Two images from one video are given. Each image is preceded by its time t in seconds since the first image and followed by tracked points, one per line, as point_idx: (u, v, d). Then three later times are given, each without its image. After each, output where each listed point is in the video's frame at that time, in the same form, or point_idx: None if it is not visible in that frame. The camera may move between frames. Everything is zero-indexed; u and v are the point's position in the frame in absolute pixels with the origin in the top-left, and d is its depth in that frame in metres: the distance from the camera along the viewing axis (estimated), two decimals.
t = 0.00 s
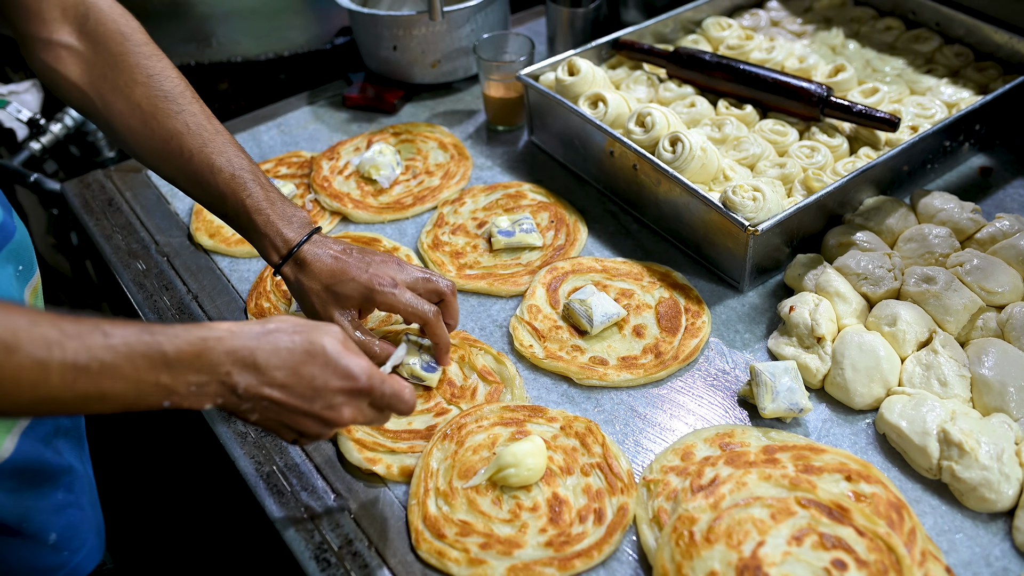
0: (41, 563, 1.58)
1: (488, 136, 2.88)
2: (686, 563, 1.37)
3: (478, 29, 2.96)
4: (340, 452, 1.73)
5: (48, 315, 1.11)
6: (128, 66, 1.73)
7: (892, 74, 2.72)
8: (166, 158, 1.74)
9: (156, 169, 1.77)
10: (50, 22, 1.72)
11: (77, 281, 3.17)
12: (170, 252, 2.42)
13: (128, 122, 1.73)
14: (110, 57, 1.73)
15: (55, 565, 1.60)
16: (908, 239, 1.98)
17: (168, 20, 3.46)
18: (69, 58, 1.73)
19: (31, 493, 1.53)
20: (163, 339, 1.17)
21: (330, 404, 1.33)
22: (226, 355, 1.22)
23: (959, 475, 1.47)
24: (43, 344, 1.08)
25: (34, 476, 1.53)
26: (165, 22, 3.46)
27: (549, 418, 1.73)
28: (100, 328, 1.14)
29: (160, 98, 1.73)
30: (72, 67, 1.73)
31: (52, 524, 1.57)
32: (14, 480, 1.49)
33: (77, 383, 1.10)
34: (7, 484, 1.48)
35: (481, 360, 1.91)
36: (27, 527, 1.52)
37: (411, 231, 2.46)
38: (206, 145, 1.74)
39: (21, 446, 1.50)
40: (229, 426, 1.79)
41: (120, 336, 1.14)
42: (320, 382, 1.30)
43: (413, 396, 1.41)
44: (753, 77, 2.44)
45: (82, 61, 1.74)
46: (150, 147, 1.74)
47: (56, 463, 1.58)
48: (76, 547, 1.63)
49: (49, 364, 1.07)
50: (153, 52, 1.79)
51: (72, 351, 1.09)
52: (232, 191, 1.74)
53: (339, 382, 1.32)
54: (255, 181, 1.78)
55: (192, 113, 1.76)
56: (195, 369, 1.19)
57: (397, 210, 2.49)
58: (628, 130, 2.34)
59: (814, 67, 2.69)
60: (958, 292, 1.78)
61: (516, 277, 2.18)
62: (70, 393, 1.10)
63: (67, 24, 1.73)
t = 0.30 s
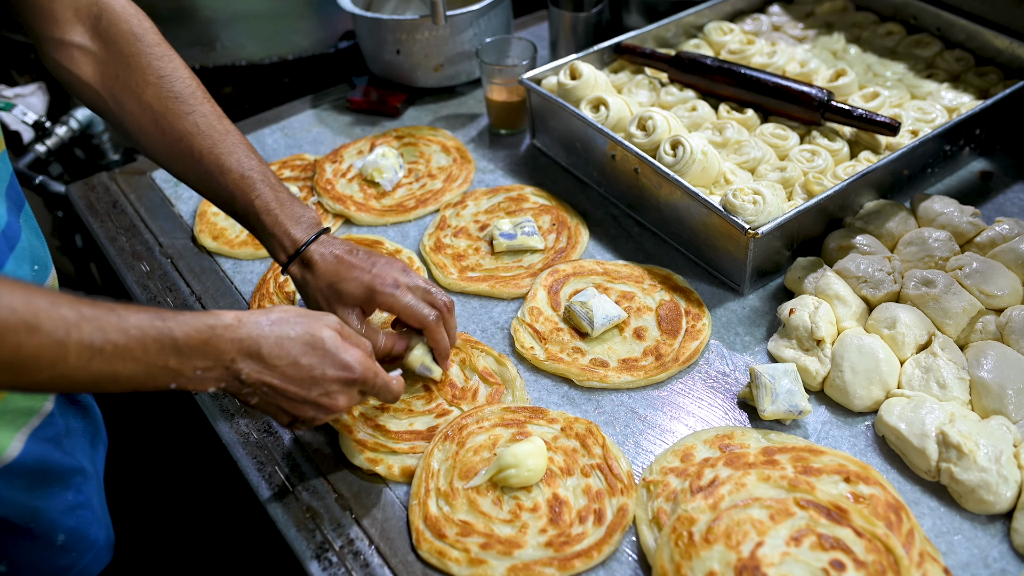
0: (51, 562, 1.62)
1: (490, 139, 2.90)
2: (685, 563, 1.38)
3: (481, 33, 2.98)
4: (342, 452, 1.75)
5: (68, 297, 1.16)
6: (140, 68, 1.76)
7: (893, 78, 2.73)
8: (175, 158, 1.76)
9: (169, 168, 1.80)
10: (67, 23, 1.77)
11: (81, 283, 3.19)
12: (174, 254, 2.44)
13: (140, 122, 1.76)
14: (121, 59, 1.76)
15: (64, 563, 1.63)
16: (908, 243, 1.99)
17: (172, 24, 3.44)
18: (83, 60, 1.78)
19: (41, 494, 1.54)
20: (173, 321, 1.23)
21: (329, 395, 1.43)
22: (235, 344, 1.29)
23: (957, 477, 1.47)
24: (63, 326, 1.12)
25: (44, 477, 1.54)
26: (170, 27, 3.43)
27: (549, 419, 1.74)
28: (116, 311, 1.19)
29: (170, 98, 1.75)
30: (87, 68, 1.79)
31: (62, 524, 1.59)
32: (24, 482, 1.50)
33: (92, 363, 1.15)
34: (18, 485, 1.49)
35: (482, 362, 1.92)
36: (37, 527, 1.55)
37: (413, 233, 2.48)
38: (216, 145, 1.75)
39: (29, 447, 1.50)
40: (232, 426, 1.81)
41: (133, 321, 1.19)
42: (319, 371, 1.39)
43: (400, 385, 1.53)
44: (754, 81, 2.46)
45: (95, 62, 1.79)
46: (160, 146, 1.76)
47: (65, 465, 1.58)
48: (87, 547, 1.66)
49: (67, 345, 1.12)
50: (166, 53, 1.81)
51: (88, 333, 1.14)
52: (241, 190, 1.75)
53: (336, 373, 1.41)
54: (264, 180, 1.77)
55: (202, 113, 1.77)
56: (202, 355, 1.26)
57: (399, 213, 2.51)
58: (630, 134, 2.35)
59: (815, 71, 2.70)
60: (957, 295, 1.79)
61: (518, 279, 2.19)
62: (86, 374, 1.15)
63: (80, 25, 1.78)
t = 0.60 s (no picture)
0: None
1: (493, 142, 2.91)
2: (685, 563, 1.39)
3: (483, 37, 3.00)
4: (343, 452, 1.75)
5: (83, 364, 1.06)
6: (117, 42, 1.72)
7: (894, 82, 2.74)
8: (157, 124, 1.72)
9: (149, 140, 1.75)
10: (46, 8, 1.65)
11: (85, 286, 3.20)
12: (177, 255, 2.45)
13: (118, 94, 1.71)
14: (99, 37, 1.70)
15: None
16: (909, 246, 2.00)
17: (177, 27, 3.55)
18: (62, 44, 1.67)
19: (119, 512, 1.59)
20: (191, 373, 1.12)
21: (355, 397, 1.34)
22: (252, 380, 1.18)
23: (957, 479, 1.48)
24: (78, 401, 1.03)
25: (122, 497, 1.59)
26: (174, 30, 3.55)
27: (550, 420, 1.75)
28: (132, 372, 1.09)
29: (149, 68, 1.73)
30: (65, 51, 1.68)
31: (137, 543, 1.64)
32: (104, 501, 1.55)
33: (116, 433, 1.06)
34: (97, 503, 1.54)
35: (483, 362, 1.93)
36: (117, 545, 1.61)
37: (416, 235, 2.49)
38: (198, 107, 1.74)
39: (110, 468, 1.54)
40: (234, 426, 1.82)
41: (150, 382, 1.09)
42: (343, 379, 1.29)
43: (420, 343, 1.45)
44: (755, 85, 2.47)
45: (77, 46, 1.69)
46: (142, 116, 1.72)
47: (142, 485, 1.63)
48: (160, 563, 1.73)
49: (87, 420, 1.03)
50: (139, 31, 1.80)
51: (109, 404, 1.05)
52: (228, 148, 1.74)
53: (359, 375, 1.31)
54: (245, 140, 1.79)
55: (181, 81, 1.77)
56: (226, 400, 1.15)
57: (402, 215, 2.52)
58: (631, 136, 2.36)
59: (816, 75, 2.71)
60: (957, 298, 1.79)
61: (519, 281, 2.20)
62: (111, 443, 1.07)
63: (63, 10, 1.67)
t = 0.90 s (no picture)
0: None
1: (493, 143, 2.91)
2: (682, 562, 1.39)
3: (483, 38, 3.00)
4: (342, 451, 1.76)
5: (101, 391, 1.07)
6: (105, 32, 1.72)
7: (894, 83, 2.75)
8: (146, 113, 1.74)
9: (137, 126, 1.77)
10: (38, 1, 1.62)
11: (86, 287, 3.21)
12: (178, 254, 2.46)
13: (107, 84, 1.72)
14: (89, 29, 1.70)
15: None
16: (908, 246, 2.00)
17: (178, 28, 3.58)
18: (52, 35, 1.67)
19: (143, 515, 1.61)
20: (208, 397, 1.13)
21: (367, 414, 1.33)
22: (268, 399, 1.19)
23: (955, 479, 1.48)
24: (97, 428, 1.03)
25: (145, 498, 1.61)
26: (176, 31, 3.58)
27: (549, 419, 1.75)
28: (149, 397, 1.09)
29: (138, 57, 1.75)
30: (56, 43, 1.68)
31: (160, 544, 1.66)
32: (129, 503, 1.57)
33: (133, 458, 1.07)
34: (123, 506, 1.55)
35: (483, 362, 1.93)
36: (141, 548, 1.61)
37: (416, 235, 2.49)
38: (186, 96, 1.77)
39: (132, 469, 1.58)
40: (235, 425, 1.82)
41: (167, 407, 1.09)
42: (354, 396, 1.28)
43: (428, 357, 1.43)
44: (755, 86, 2.47)
45: (66, 37, 1.69)
46: (130, 104, 1.74)
47: (161, 486, 1.67)
48: (181, 565, 1.74)
49: (106, 447, 1.03)
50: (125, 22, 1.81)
51: (128, 430, 1.05)
52: (216, 135, 1.76)
53: (370, 392, 1.30)
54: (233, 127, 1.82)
55: (168, 71, 1.79)
56: (242, 421, 1.16)
57: (402, 216, 2.53)
58: (631, 137, 2.36)
59: (816, 76, 2.71)
60: (956, 298, 1.80)
61: (519, 281, 2.20)
62: (128, 467, 1.07)
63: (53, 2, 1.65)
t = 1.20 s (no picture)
0: (132, 558, 1.69)
1: (493, 144, 2.92)
2: (681, 562, 1.40)
3: (483, 39, 3.01)
4: (342, 451, 1.76)
5: (75, 348, 1.10)
6: (106, 29, 1.75)
7: (894, 85, 2.75)
8: (145, 108, 1.75)
9: (136, 122, 1.77)
10: None
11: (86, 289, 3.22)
12: (178, 255, 2.47)
13: (107, 80, 1.74)
14: (89, 26, 1.73)
15: (143, 561, 1.71)
16: (907, 248, 2.00)
17: (180, 29, 3.56)
18: (54, 33, 1.71)
19: (124, 492, 1.62)
20: (184, 358, 1.14)
21: (357, 385, 1.34)
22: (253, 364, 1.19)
23: (953, 479, 1.48)
24: (68, 383, 1.05)
25: (126, 475, 1.63)
26: (177, 32, 3.56)
27: (549, 420, 1.76)
28: (123, 355, 1.11)
29: (136, 53, 1.76)
30: (59, 41, 1.72)
31: (141, 521, 1.67)
32: (109, 479, 1.58)
33: (106, 416, 1.09)
34: (104, 480, 1.57)
35: (482, 362, 1.94)
36: (122, 523, 1.62)
37: (416, 236, 2.50)
38: (184, 91, 1.77)
39: (114, 446, 1.59)
40: (234, 425, 1.83)
41: (141, 367, 1.11)
42: (345, 368, 1.29)
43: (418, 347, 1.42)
44: (754, 87, 2.48)
45: (67, 35, 1.72)
46: (130, 99, 1.75)
47: (143, 463, 1.68)
48: (162, 543, 1.74)
49: (76, 402, 1.06)
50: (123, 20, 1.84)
51: (99, 387, 1.07)
52: (213, 128, 1.76)
53: (363, 367, 1.31)
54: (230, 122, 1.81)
55: (167, 67, 1.80)
56: (222, 385, 1.17)
57: (402, 216, 2.53)
58: (630, 138, 2.37)
59: (815, 78, 2.72)
60: (954, 299, 1.80)
61: (519, 282, 2.21)
62: (100, 424, 1.09)
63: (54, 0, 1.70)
